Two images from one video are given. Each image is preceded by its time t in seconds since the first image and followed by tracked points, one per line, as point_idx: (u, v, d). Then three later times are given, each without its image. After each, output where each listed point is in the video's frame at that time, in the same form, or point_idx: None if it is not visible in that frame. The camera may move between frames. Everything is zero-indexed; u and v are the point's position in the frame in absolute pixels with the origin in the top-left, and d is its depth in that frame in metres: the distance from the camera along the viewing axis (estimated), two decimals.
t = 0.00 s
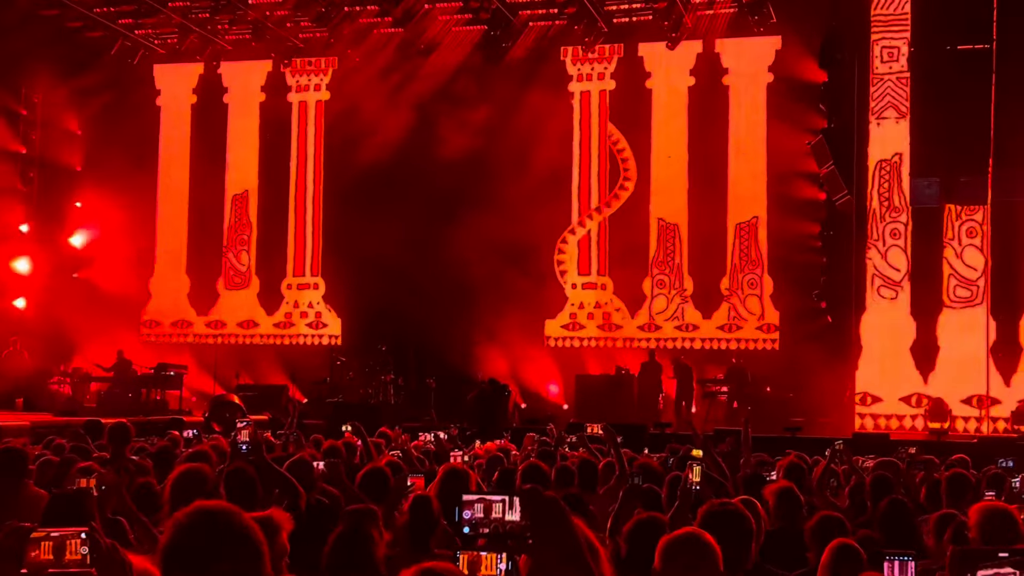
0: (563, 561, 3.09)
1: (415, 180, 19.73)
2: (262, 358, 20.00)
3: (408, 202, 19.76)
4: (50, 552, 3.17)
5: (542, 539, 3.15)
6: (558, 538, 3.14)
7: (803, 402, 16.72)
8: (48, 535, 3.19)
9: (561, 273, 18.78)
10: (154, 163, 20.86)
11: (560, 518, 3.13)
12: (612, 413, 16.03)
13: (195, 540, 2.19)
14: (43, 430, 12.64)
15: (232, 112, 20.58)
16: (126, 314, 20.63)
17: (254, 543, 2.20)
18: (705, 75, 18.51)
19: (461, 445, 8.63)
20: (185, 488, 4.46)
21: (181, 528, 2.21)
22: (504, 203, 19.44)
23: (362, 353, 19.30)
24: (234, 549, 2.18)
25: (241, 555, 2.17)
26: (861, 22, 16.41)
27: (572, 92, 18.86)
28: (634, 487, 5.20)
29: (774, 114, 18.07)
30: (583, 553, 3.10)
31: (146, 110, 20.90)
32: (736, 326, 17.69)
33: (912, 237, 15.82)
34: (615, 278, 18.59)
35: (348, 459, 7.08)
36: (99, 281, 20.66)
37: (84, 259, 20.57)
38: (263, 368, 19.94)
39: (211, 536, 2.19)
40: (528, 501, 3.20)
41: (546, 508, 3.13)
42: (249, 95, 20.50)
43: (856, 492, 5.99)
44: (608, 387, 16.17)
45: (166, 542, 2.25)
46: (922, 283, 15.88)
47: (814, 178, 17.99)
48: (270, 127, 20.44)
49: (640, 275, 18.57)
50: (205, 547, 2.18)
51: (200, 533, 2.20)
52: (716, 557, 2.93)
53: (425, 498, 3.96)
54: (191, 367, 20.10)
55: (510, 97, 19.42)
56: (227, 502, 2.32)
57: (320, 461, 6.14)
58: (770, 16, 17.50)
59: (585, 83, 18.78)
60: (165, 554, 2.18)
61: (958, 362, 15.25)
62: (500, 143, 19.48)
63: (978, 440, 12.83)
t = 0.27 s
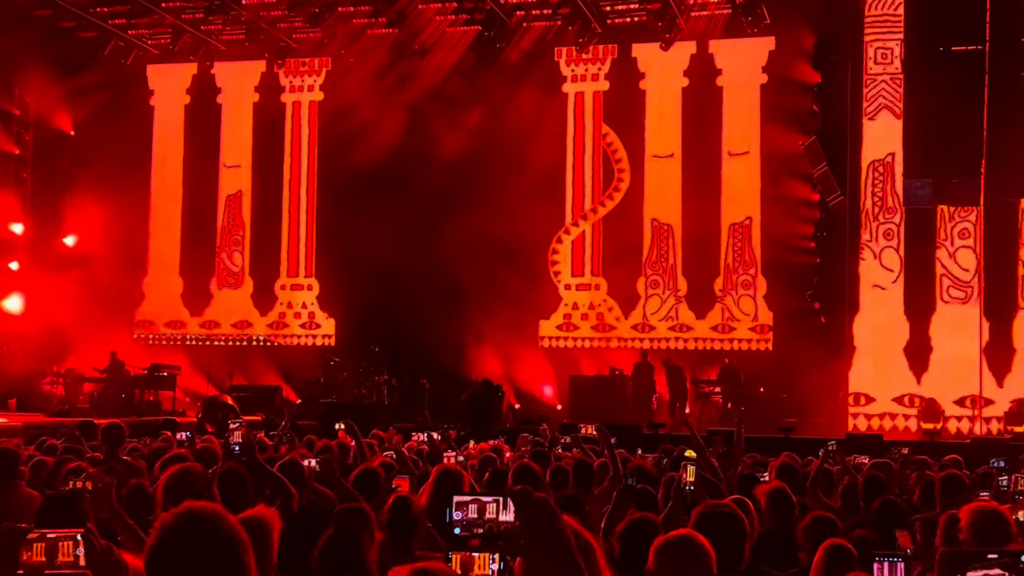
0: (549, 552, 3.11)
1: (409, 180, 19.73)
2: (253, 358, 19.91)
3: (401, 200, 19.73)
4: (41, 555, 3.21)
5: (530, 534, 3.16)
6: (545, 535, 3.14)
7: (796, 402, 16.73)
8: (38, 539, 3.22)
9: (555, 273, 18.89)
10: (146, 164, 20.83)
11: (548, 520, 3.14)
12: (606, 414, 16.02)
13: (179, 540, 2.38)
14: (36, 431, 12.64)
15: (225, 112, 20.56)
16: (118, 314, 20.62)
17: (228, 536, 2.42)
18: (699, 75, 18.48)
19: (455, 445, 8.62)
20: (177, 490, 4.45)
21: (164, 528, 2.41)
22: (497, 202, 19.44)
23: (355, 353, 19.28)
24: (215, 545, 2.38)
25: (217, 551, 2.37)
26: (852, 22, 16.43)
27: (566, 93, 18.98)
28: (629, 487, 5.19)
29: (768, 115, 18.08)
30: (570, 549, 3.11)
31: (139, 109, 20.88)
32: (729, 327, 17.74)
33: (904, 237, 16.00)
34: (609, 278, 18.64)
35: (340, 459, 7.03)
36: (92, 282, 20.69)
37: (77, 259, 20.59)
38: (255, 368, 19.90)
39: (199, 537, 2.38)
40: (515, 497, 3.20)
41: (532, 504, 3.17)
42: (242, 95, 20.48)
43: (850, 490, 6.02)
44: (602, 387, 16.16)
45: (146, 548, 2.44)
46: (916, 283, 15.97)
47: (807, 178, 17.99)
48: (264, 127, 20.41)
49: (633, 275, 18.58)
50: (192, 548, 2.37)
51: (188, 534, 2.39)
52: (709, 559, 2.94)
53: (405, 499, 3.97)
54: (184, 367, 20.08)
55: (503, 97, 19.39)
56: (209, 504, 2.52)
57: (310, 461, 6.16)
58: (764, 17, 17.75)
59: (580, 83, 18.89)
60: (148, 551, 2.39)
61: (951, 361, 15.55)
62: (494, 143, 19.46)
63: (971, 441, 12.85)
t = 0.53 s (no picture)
0: (546, 555, 2.50)
1: (401, 181, 19.75)
2: (246, 358, 19.87)
3: (392, 201, 19.75)
4: (30, 556, 3.22)
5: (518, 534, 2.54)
6: (538, 540, 2.53)
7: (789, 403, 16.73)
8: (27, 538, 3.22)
9: (548, 274, 18.80)
10: (139, 164, 20.79)
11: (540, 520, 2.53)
12: (599, 415, 16.01)
13: (161, 545, 2.36)
14: (28, 432, 12.59)
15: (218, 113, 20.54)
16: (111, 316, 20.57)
17: (213, 537, 2.39)
18: (692, 76, 18.52)
19: (447, 446, 8.61)
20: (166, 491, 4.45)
21: (148, 535, 2.38)
22: (490, 203, 19.43)
23: (348, 354, 19.33)
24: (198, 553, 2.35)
25: (201, 551, 2.36)
26: (845, 24, 16.45)
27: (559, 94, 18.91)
28: (622, 488, 5.22)
29: (761, 117, 18.09)
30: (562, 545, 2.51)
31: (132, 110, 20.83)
32: (723, 328, 17.77)
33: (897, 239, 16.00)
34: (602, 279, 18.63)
35: (331, 460, 7.01)
36: (86, 283, 20.67)
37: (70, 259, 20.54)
38: (248, 368, 19.87)
39: (184, 538, 2.37)
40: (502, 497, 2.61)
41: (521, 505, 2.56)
42: (235, 95, 20.45)
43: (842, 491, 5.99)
44: (595, 388, 16.14)
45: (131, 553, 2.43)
46: (909, 283, 15.93)
47: (800, 179, 18.00)
48: (257, 127, 20.39)
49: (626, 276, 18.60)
50: (174, 550, 2.36)
51: (172, 538, 2.37)
52: (698, 559, 2.93)
53: (389, 501, 3.97)
54: (177, 368, 20.04)
55: (497, 99, 19.44)
56: (196, 505, 2.50)
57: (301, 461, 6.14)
58: (757, 18, 17.69)
59: (573, 84, 18.83)
60: (134, 557, 2.37)
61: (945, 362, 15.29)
62: (487, 143, 19.47)
63: (963, 441, 12.86)
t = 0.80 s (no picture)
0: (533, 550, 3.10)
1: (390, 182, 19.70)
2: (236, 360, 19.84)
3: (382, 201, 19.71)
4: (14, 557, 3.21)
5: (514, 530, 3.16)
6: (529, 530, 3.15)
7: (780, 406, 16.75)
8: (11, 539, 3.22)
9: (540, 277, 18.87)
10: (130, 166, 20.75)
11: (527, 514, 3.18)
12: (590, 417, 15.98)
13: (152, 545, 2.37)
14: (17, 434, 12.54)
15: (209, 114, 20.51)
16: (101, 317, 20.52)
17: (208, 544, 2.39)
18: (683, 79, 18.53)
19: (438, 449, 8.59)
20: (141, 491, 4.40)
21: (144, 532, 2.39)
22: (481, 205, 19.40)
23: (339, 356, 19.29)
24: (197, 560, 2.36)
25: (194, 556, 2.37)
26: (836, 27, 16.50)
27: (551, 95, 19.02)
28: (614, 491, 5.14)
29: (752, 120, 18.11)
30: (547, 540, 3.11)
31: (122, 111, 20.79)
32: (714, 330, 17.86)
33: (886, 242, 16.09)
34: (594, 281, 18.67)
35: (323, 463, 7.00)
36: (76, 285, 20.63)
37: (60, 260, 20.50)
38: (238, 371, 19.83)
39: (174, 541, 2.38)
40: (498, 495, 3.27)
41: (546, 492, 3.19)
42: (226, 97, 20.44)
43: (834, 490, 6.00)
44: (586, 391, 16.12)
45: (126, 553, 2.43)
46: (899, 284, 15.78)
47: (791, 182, 18.02)
48: (248, 129, 20.36)
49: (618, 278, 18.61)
50: (166, 552, 2.36)
51: (167, 539, 2.38)
52: (690, 561, 2.93)
53: (384, 502, 3.79)
54: (167, 370, 20.00)
55: (488, 100, 19.37)
56: (193, 510, 2.51)
57: (292, 462, 6.12)
58: (748, 21, 17.75)
59: (564, 86, 18.94)
60: (127, 555, 2.38)
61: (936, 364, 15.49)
62: (478, 145, 19.46)
63: (953, 444, 12.89)
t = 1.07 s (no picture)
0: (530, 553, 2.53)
1: (384, 184, 19.70)
2: (230, 362, 19.77)
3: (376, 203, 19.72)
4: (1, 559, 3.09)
5: (506, 534, 2.57)
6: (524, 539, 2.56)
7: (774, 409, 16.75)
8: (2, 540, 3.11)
9: (534, 279, 18.87)
10: (124, 168, 20.73)
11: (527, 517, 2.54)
12: (585, 420, 15.97)
13: (145, 547, 2.29)
14: (10, 437, 12.51)
15: (203, 116, 20.49)
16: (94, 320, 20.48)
17: (201, 547, 2.31)
18: (677, 81, 18.58)
19: (432, 451, 8.59)
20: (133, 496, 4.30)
21: (140, 533, 2.32)
22: (476, 207, 19.40)
23: (333, 358, 19.28)
24: (188, 561, 2.28)
25: (184, 558, 2.29)
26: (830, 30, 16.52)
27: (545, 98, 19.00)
28: (608, 493, 5.12)
29: (746, 123, 18.14)
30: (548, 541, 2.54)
31: (116, 113, 20.78)
32: (709, 333, 17.89)
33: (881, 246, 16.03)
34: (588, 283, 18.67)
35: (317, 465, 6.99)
36: (70, 287, 20.60)
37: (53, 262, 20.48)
38: (232, 373, 19.80)
39: (165, 544, 2.30)
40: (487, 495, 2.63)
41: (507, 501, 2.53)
42: (220, 98, 20.47)
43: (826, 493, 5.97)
44: (581, 393, 16.11)
45: (118, 557, 2.36)
46: (892, 287, 15.91)
47: (784, 185, 18.05)
48: (242, 131, 20.33)
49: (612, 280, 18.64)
50: (158, 555, 2.29)
51: (158, 540, 2.31)
52: (690, 561, 2.85)
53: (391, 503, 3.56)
54: (161, 372, 19.96)
55: (483, 102, 19.36)
56: (183, 510, 2.43)
57: (285, 465, 6.10)
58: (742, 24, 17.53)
59: (558, 88, 18.91)
60: (119, 558, 2.30)
61: (929, 367, 15.54)
62: (473, 148, 19.45)
63: (947, 446, 12.91)
